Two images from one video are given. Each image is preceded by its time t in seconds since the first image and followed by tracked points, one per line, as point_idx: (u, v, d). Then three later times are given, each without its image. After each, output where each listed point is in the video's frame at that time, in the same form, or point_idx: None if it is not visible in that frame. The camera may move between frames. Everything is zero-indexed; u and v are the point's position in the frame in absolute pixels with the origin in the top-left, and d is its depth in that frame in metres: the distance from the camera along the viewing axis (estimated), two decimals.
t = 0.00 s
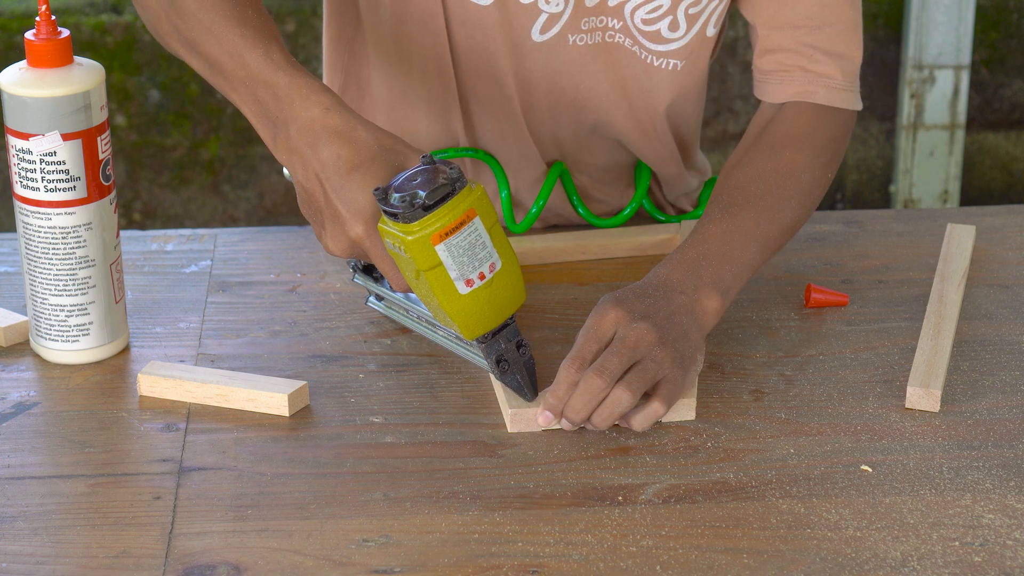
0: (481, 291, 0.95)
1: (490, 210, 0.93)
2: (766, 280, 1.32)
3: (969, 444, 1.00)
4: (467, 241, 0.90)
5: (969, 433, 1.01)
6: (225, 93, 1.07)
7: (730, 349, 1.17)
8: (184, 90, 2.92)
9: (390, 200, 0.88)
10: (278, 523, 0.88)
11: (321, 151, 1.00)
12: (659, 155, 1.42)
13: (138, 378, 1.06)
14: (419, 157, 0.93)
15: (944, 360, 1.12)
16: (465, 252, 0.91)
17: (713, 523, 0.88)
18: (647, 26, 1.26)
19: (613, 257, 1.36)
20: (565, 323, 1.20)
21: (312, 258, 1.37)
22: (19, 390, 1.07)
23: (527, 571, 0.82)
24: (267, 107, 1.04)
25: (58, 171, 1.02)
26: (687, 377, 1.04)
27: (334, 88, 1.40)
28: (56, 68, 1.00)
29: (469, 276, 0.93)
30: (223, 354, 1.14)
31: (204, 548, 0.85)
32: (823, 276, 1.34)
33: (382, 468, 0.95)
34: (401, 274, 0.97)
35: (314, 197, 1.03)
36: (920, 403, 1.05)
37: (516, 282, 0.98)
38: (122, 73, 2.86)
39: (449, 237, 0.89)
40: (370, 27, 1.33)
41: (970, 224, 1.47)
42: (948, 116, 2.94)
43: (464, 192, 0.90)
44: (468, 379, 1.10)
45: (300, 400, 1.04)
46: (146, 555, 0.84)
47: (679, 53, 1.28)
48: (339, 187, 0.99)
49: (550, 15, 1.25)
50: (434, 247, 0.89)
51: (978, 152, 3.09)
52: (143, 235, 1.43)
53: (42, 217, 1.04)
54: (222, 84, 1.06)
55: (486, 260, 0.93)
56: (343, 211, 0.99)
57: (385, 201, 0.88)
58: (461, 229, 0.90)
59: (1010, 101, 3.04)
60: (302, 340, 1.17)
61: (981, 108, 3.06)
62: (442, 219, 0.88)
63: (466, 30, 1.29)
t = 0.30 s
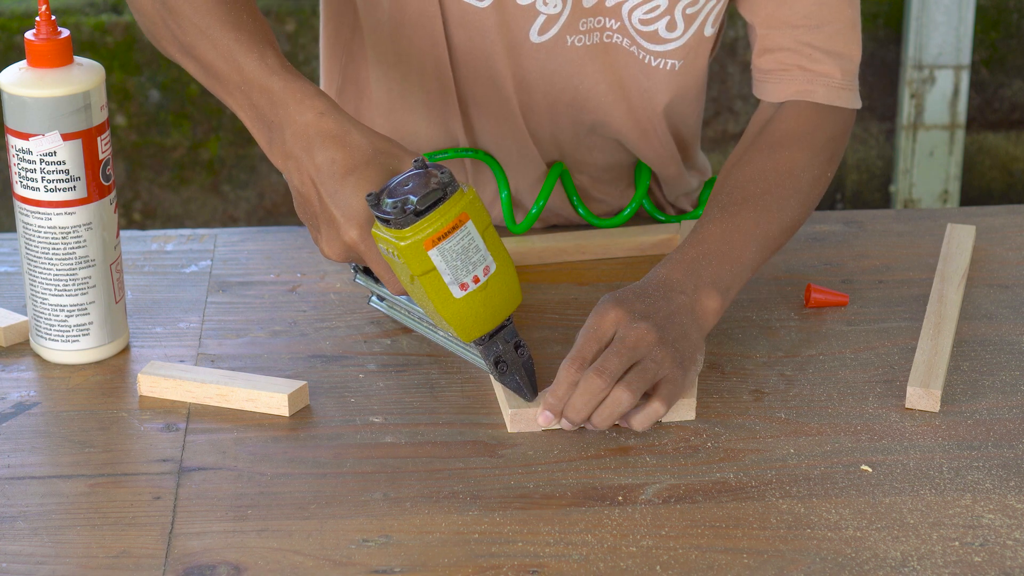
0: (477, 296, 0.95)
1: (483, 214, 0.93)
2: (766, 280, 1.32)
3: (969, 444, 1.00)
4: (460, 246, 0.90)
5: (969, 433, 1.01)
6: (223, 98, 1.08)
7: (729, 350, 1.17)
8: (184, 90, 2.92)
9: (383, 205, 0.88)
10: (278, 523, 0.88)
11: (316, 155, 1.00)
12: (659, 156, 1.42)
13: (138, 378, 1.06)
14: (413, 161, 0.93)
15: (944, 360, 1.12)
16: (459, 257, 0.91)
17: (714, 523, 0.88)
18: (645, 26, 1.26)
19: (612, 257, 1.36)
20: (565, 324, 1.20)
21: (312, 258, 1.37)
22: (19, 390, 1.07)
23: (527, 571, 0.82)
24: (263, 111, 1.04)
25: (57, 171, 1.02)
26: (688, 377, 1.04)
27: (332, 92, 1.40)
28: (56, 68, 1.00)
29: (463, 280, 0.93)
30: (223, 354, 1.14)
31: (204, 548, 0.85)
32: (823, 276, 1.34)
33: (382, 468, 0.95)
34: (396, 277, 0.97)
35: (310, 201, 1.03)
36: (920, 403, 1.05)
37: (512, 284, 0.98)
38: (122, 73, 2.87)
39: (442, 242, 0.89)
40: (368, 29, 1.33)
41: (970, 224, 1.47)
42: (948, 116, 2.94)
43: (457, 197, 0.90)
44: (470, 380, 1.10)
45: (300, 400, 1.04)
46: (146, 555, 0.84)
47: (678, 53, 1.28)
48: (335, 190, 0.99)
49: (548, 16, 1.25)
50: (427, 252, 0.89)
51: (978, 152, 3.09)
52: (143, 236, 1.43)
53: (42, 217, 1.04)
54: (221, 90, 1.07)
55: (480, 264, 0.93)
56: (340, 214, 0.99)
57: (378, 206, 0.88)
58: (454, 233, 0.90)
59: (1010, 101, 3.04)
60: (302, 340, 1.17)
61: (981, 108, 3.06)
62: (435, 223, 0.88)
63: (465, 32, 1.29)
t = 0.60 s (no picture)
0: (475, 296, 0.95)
1: (484, 213, 0.93)
2: (766, 280, 1.32)
3: (969, 444, 1.00)
4: (459, 245, 0.90)
5: (969, 434, 1.01)
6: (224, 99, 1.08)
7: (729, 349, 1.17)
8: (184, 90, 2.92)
9: (383, 205, 0.88)
10: (278, 523, 0.88)
11: (318, 154, 1.00)
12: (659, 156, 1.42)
13: (139, 378, 1.06)
14: (415, 160, 0.93)
15: (943, 360, 1.12)
16: (458, 257, 0.91)
17: (713, 523, 0.88)
18: (645, 26, 1.26)
19: (612, 257, 1.37)
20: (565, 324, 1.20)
21: (312, 258, 1.37)
22: (19, 390, 1.07)
23: (527, 571, 0.82)
24: (264, 111, 1.03)
25: (58, 171, 1.02)
26: (687, 377, 1.04)
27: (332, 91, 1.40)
28: (56, 68, 1.00)
29: (463, 280, 0.93)
30: (223, 354, 1.14)
31: (204, 548, 0.85)
32: (823, 276, 1.34)
33: (382, 468, 0.95)
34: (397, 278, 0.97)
35: (310, 200, 1.03)
36: (920, 403, 1.05)
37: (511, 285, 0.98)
38: (122, 73, 2.87)
39: (442, 242, 0.89)
40: (369, 29, 1.33)
41: (970, 224, 1.47)
42: (948, 116, 2.95)
43: (457, 197, 0.90)
44: (468, 379, 1.10)
45: (300, 400, 1.04)
46: (146, 556, 0.84)
47: (678, 53, 1.28)
48: (335, 191, 0.99)
49: (549, 16, 1.25)
50: (427, 251, 0.89)
51: (978, 152, 3.09)
52: (143, 235, 1.43)
53: (42, 217, 1.04)
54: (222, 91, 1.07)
55: (480, 263, 0.93)
56: (339, 215, 0.99)
57: (378, 206, 0.88)
58: (455, 233, 0.90)
59: (1010, 101, 3.04)
60: (302, 340, 1.17)
61: (981, 108, 3.06)
62: (435, 223, 0.88)
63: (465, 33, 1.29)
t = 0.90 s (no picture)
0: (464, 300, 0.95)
1: (474, 218, 0.93)
2: (766, 280, 1.32)
3: (970, 444, 0.99)
4: (447, 251, 0.90)
5: (969, 434, 1.01)
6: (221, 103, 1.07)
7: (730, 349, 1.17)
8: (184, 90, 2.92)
9: (372, 210, 0.88)
10: (278, 523, 0.88)
11: (310, 158, 1.00)
12: (658, 157, 1.42)
13: (138, 378, 1.06)
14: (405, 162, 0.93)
15: (943, 360, 1.12)
16: (446, 262, 0.91)
17: (714, 523, 0.88)
18: (649, 26, 1.26)
19: (613, 257, 1.37)
20: (565, 324, 1.20)
21: (312, 258, 1.37)
22: (19, 390, 1.07)
23: (527, 571, 0.82)
24: (259, 117, 1.04)
25: (57, 171, 1.02)
26: (688, 377, 1.04)
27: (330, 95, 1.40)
28: (56, 68, 1.00)
29: (453, 284, 0.93)
30: (223, 354, 1.14)
31: (204, 548, 0.85)
32: (823, 276, 1.34)
33: (382, 468, 0.95)
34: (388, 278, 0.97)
35: (306, 202, 1.03)
36: (920, 403, 1.05)
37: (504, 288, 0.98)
38: (122, 73, 2.87)
39: (430, 246, 0.89)
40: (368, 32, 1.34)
41: (970, 224, 1.47)
42: (948, 116, 2.95)
43: (445, 203, 0.89)
44: (469, 380, 1.10)
45: (300, 400, 1.04)
46: (146, 555, 0.84)
47: (682, 53, 1.28)
48: (330, 194, 0.99)
49: (552, 18, 1.25)
50: (415, 256, 0.89)
51: (978, 152, 3.09)
52: (143, 235, 1.43)
53: (42, 217, 1.04)
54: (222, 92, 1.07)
55: (469, 267, 0.93)
56: (333, 218, 0.99)
57: (367, 211, 0.88)
58: (443, 237, 0.90)
59: (1010, 101, 3.04)
60: (302, 340, 1.17)
61: (981, 108, 3.06)
62: (422, 229, 0.88)
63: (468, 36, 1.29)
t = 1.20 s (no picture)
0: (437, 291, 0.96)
1: (382, 193, 0.90)
2: (766, 280, 1.32)
3: (970, 445, 0.99)
4: (350, 229, 0.90)
5: (969, 434, 1.01)
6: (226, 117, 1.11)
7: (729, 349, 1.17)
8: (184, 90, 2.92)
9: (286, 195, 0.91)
10: (278, 523, 0.88)
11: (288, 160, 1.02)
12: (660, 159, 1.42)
13: (138, 378, 1.06)
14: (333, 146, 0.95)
15: (943, 360, 1.12)
16: (352, 240, 0.90)
17: (714, 523, 0.88)
18: (650, 29, 1.26)
19: (618, 259, 1.36)
20: (564, 324, 1.20)
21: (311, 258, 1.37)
22: (19, 390, 1.07)
23: (527, 571, 0.82)
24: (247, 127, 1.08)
25: (58, 171, 1.02)
26: (688, 374, 1.04)
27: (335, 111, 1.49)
28: (56, 68, 1.00)
29: (367, 263, 0.92)
30: (223, 353, 1.14)
31: (204, 548, 0.85)
32: (823, 276, 1.34)
33: (382, 468, 0.95)
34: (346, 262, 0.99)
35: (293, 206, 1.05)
36: (920, 403, 1.05)
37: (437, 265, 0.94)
38: (122, 73, 2.87)
39: (333, 228, 0.89)
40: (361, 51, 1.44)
41: (970, 224, 1.47)
42: (948, 116, 2.95)
43: (340, 181, 0.89)
44: (468, 380, 1.10)
45: (300, 400, 1.04)
46: (146, 555, 0.84)
47: (686, 52, 1.28)
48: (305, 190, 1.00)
49: (549, 27, 1.27)
50: (320, 237, 0.90)
51: (978, 152, 3.09)
52: (143, 235, 1.43)
53: (42, 218, 1.04)
54: (227, 104, 1.11)
55: (382, 245, 0.91)
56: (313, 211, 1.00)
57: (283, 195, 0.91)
58: (344, 218, 0.89)
59: (1010, 101, 3.04)
60: (302, 341, 1.17)
61: (981, 108, 3.06)
62: (315, 209, 0.89)
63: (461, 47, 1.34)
